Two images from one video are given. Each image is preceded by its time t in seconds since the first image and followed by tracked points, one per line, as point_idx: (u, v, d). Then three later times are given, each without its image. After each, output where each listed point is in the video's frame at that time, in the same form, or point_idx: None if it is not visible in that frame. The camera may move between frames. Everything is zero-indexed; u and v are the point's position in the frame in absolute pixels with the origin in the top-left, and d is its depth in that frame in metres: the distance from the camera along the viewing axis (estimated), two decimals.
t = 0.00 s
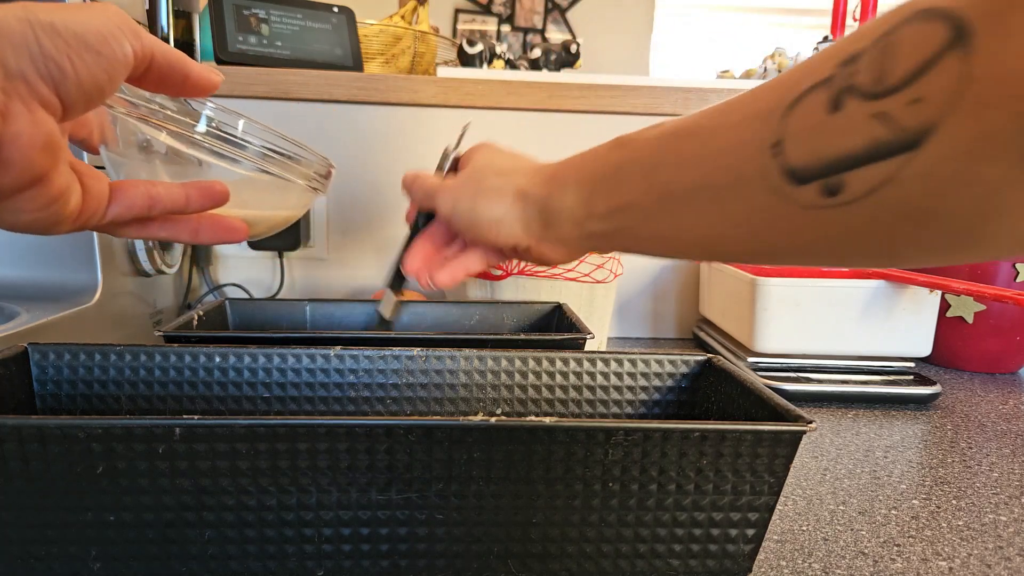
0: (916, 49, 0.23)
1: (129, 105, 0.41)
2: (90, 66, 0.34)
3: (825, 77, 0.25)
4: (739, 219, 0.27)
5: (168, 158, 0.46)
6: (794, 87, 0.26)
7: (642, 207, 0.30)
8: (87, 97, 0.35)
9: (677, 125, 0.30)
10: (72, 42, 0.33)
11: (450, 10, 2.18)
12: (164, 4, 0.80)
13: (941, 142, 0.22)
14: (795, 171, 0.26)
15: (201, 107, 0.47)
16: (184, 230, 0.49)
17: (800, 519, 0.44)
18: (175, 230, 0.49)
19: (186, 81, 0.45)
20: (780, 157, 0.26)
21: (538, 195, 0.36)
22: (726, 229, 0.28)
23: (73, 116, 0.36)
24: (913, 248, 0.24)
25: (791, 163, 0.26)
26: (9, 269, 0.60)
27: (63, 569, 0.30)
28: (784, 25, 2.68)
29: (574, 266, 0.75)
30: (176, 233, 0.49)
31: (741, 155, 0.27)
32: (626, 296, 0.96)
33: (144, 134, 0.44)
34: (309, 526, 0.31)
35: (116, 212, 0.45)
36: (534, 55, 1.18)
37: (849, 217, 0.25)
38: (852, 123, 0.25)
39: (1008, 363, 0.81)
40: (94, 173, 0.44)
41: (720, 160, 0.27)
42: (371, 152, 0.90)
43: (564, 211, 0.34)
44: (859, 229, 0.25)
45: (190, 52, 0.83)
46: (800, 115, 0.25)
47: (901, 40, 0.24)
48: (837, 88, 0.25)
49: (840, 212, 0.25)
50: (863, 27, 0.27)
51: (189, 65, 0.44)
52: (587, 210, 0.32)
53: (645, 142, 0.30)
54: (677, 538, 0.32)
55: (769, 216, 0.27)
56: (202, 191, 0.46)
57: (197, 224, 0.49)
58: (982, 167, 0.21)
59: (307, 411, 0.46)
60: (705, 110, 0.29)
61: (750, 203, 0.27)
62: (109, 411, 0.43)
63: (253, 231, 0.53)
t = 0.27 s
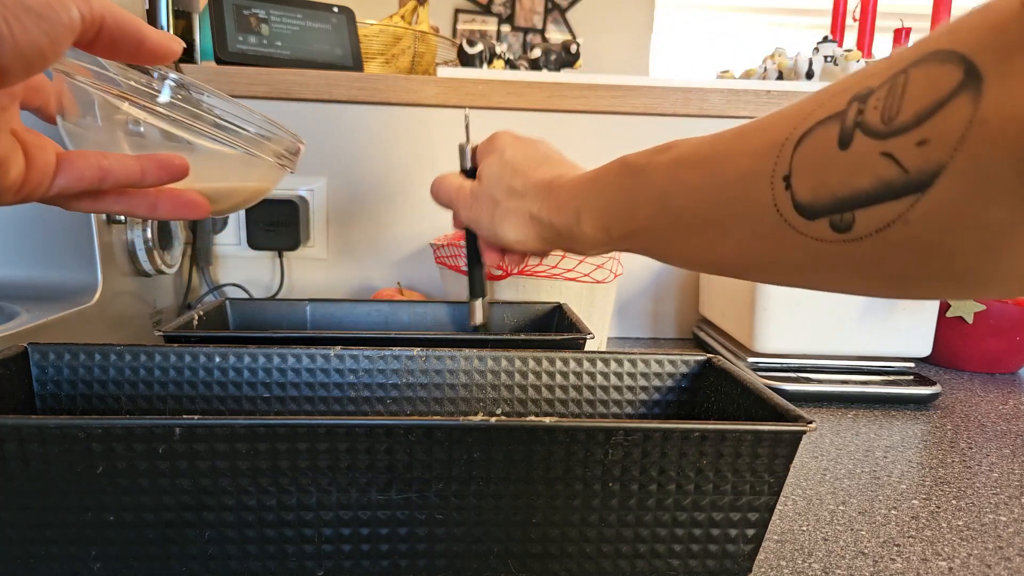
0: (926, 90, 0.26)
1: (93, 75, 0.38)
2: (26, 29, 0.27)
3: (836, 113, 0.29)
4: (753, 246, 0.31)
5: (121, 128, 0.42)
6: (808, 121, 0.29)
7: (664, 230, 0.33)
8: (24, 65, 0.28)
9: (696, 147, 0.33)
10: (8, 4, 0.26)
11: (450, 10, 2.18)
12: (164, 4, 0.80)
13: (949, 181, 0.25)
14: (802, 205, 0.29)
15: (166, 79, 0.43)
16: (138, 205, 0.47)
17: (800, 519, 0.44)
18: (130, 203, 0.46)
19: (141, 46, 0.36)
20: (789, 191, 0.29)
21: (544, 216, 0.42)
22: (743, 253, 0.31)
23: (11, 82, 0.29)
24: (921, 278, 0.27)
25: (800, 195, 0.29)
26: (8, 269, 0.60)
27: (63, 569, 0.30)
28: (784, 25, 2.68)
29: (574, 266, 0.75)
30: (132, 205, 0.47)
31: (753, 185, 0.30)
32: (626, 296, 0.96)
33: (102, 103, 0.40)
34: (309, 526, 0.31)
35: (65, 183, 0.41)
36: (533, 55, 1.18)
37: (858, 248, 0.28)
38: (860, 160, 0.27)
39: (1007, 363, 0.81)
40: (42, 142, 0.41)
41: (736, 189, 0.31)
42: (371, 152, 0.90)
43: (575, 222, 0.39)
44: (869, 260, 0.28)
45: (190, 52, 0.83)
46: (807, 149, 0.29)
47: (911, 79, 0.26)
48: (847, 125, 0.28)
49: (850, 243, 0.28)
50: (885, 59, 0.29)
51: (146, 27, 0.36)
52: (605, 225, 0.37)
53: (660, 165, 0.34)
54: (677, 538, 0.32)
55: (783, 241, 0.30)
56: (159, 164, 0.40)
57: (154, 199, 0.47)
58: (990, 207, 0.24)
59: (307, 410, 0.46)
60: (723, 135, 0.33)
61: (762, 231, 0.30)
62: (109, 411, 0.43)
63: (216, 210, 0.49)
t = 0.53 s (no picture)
0: (869, 70, 0.27)
1: (79, 71, 0.40)
2: (13, 25, 0.30)
3: (777, 91, 0.29)
4: (684, 227, 0.30)
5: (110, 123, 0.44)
6: (751, 99, 0.29)
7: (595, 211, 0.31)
8: (9, 59, 0.31)
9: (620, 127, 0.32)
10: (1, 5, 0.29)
11: (450, 10, 2.18)
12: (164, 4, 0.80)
13: (890, 162, 0.26)
14: (743, 183, 0.29)
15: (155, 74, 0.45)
16: (126, 202, 0.46)
17: (800, 519, 0.44)
18: (117, 199, 0.46)
19: (121, 41, 0.43)
20: (726, 170, 0.29)
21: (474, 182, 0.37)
22: (669, 233, 0.30)
23: None
24: (856, 267, 0.27)
25: (740, 173, 0.29)
26: (8, 269, 0.60)
27: (63, 569, 0.30)
28: (785, 25, 2.68)
29: (574, 265, 0.75)
30: (119, 202, 0.46)
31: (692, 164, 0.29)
32: (626, 296, 0.96)
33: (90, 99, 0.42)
34: (309, 526, 0.31)
35: (49, 179, 0.41)
36: (534, 54, 1.18)
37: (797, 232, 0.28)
38: (803, 140, 0.28)
39: (1007, 363, 0.81)
40: (28, 140, 0.41)
41: (676, 167, 0.30)
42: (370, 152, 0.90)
43: (502, 191, 0.35)
44: (807, 244, 0.28)
45: (190, 52, 0.83)
46: (746, 127, 0.29)
47: (853, 60, 0.28)
48: (791, 103, 0.28)
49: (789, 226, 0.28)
50: (820, 44, 0.30)
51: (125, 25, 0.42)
52: (533, 198, 0.34)
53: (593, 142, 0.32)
54: (677, 538, 0.32)
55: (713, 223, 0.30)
56: (145, 158, 0.41)
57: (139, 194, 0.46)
58: (933, 192, 0.25)
59: (307, 411, 0.46)
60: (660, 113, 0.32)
61: (695, 212, 0.30)
62: (109, 411, 0.43)
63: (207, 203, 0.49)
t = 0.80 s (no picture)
0: (876, 77, 0.28)
1: (74, 63, 0.39)
2: (5, 16, 0.30)
3: (789, 100, 0.31)
4: (704, 233, 0.33)
5: (106, 117, 0.44)
6: (760, 109, 0.32)
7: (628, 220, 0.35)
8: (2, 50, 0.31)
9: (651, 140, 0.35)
10: None
11: (450, 10, 2.18)
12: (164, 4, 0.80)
13: (899, 167, 0.27)
14: (755, 188, 0.31)
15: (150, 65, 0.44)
16: (119, 193, 0.47)
17: (800, 519, 0.44)
18: (111, 191, 0.47)
19: (116, 34, 0.43)
20: (738, 176, 0.31)
21: (498, 194, 0.45)
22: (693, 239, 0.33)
23: None
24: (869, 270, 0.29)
25: (755, 179, 0.31)
26: (8, 269, 0.60)
27: (63, 569, 0.30)
28: (784, 24, 2.68)
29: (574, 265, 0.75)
30: (113, 195, 0.47)
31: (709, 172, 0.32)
32: (625, 296, 0.96)
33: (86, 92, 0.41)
34: (309, 526, 0.31)
35: (44, 170, 0.41)
36: (534, 55, 1.18)
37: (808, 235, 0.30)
38: (813, 146, 0.29)
39: (1008, 363, 0.81)
40: (19, 129, 0.40)
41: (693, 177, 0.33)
42: (370, 152, 0.90)
43: (533, 203, 0.43)
44: (819, 248, 0.30)
45: (190, 52, 0.83)
46: (757, 136, 0.31)
47: (861, 65, 0.29)
48: (801, 109, 0.30)
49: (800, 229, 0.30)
50: (830, 52, 0.31)
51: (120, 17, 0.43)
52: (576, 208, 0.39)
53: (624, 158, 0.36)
54: (677, 538, 0.32)
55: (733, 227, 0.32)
56: (139, 151, 0.42)
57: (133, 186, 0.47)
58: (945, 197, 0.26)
59: (307, 410, 0.46)
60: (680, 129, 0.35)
61: (715, 217, 0.32)
62: (109, 411, 0.43)
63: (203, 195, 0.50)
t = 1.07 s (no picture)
0: (880, 44, 0.28)
1: (92, 68, 0.40)
2: (34, 24, 0.29)
3: (793, 66, 0.30)
4: (708, 203, 0.33)
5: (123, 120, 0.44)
6: (763, 77, 0.31)
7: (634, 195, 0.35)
8: (33, 59, 0.30)
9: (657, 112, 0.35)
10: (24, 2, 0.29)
11: (450, 10, 2.18)
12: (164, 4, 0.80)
13: (905, 136, 0.27)
14: (762, 156, 0.31)
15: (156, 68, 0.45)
16: (145, 198, 0.46)
17: (800, 519, 0.44)
18: (137, 196, 0.46)
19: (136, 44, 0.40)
20: (743, 145, 0.31)
21: (501, 168, 0.42)
22: (699, 208, 0.33)
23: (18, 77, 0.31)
24: (871, 235, 0.29)
25: (761, 146, 0.31)
26: (8, 269, 0.60)
27: (63, 569, 0.30)
28: (784, 24, 2.68)
29: (574, 265, 0.75)
30: (138, 199, 0.46)
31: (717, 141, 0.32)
32: (625, 296, 0.96)
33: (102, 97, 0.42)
34: (309, 526, 0.31)
35: (73, 177, 0.41)
36: (534, 54, 1.18)
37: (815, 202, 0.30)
38: (817, 113, 0.29)
39: (1008, 363, 0.81)
40: (47, 136, 0.40)
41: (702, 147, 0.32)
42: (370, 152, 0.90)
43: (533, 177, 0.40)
44: (824, 213, 0.30)
45: (190, 52, 0.83)
46: (760, 106, 0.31)
47: (866, 33, 0.28)
48: (806, 77, 0.30)
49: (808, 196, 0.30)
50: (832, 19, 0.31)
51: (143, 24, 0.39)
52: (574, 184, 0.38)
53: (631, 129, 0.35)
54: (677, 538, 0.32)
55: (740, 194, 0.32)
56: (163, 156, 0.42)
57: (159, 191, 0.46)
58: (953, 160, 0.26)
59: (306, 411, 0.46)
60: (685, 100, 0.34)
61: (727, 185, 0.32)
62: (109, 411, 0.43)
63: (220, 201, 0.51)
